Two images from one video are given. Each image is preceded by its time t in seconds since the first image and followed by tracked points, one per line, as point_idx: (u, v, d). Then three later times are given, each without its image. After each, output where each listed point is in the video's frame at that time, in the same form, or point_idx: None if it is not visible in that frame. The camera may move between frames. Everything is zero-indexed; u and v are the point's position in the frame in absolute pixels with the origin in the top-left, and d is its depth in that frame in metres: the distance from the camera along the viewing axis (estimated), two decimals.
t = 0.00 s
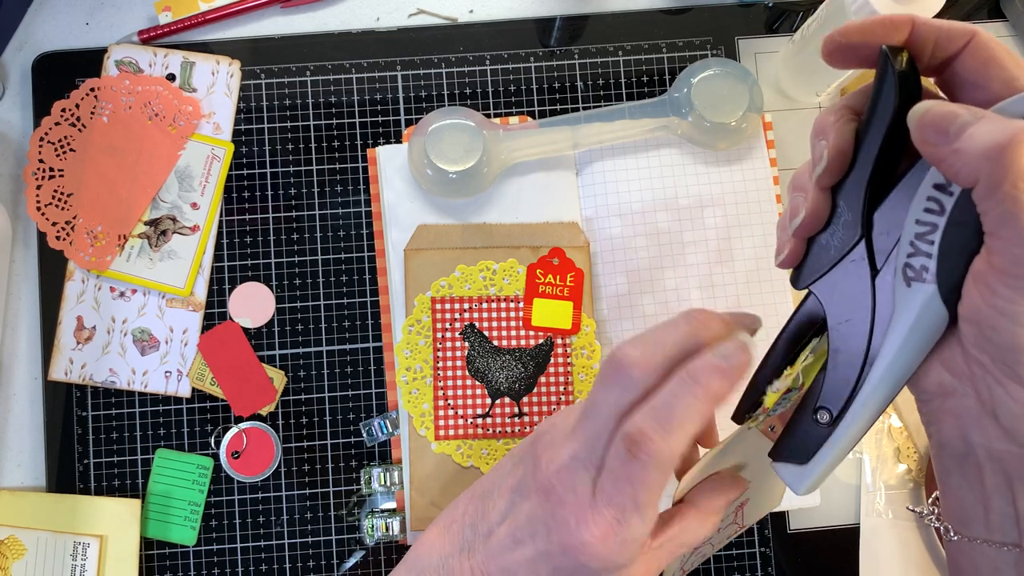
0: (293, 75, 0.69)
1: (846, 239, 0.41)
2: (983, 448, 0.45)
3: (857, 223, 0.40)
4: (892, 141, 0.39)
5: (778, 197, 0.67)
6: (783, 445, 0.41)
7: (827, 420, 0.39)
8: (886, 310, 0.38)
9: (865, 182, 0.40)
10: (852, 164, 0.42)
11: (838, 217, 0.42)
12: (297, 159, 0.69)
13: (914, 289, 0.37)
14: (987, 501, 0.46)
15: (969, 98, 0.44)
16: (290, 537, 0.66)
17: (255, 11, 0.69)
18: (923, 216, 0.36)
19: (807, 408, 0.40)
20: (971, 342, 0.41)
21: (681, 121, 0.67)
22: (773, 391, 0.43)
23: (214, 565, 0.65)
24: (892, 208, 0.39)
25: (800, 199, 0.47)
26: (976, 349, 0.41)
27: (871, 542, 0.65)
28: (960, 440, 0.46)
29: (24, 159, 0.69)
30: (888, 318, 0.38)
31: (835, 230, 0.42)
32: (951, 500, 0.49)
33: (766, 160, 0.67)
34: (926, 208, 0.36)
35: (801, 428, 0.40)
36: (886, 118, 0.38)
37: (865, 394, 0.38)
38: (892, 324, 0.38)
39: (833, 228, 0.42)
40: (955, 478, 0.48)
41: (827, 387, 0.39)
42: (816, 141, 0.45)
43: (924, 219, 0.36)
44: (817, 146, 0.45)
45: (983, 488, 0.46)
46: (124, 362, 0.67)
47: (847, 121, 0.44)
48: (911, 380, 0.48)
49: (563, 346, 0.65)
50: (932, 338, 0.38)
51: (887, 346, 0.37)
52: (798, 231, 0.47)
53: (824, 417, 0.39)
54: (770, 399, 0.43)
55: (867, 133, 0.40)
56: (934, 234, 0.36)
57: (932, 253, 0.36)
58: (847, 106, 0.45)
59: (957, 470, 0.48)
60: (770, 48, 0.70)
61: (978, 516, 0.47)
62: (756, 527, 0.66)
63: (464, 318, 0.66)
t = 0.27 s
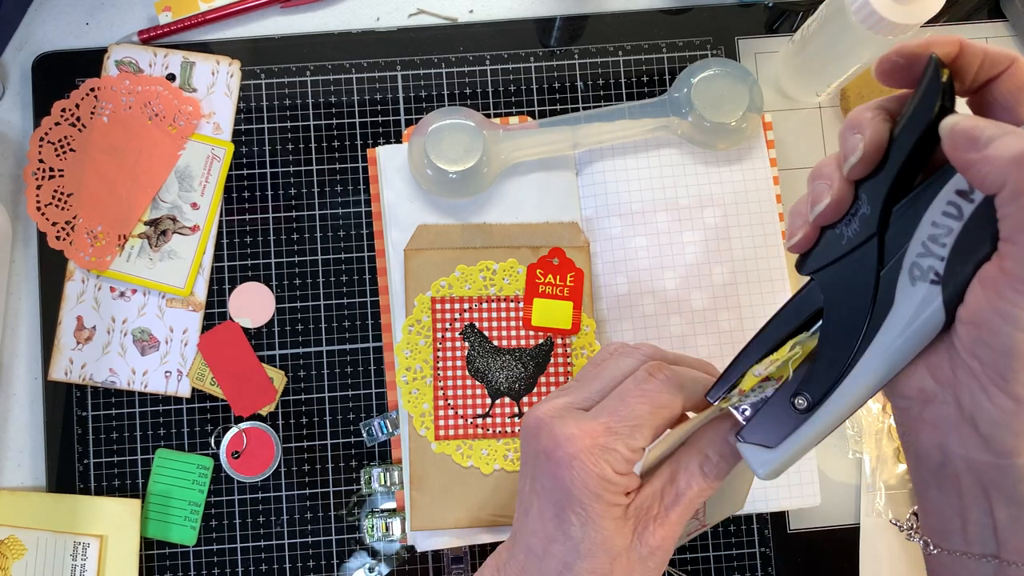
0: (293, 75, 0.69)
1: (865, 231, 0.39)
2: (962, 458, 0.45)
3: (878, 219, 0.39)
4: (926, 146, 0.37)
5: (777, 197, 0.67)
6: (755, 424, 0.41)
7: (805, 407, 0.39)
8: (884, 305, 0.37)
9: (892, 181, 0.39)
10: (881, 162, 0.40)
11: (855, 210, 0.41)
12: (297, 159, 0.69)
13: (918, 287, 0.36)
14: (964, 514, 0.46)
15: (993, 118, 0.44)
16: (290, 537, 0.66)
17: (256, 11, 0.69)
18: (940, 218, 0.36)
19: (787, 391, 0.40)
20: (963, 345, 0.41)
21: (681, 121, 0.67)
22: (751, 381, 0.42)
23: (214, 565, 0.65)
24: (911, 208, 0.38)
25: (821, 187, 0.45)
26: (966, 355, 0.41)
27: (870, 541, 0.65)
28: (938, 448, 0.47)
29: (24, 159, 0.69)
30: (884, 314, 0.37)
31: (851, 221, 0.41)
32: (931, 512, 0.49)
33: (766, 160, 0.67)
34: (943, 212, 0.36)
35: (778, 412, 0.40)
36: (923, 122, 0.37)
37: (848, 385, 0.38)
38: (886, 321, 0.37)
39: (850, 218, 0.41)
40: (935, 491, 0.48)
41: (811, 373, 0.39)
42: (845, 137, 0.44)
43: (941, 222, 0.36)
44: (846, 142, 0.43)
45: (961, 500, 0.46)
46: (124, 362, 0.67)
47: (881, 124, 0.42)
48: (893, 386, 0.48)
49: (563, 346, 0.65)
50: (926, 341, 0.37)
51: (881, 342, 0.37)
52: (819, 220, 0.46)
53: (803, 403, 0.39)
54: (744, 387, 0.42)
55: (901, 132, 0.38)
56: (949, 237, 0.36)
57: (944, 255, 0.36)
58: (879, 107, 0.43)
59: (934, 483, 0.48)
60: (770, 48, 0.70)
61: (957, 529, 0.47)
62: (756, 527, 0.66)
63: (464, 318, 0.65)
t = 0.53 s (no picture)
0: (293, 75, 0.69)
1: (892, 246, 0.41)
2: (949, 486, 0.45)
3: (908, 234, 0.41)
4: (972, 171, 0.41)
5: (777, 197, 0.67)
6: (745, 420, 0.41)
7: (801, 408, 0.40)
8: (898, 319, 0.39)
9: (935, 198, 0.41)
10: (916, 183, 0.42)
11: (885, 225, 0.42)
12: (297, 159, 0.69)
13: (936, 308, 0.38)
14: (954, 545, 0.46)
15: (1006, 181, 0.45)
16: (290, 537, 0.66)
17: (256, 11, 0.69)
18: (967, 248, 0.38)
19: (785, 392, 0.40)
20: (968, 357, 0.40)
21: (681, 121, 0.67)
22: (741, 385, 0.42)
23: (214, 565, 0.65)
24: (943, 229, 0.39)
25: (859, 199, 0.44)
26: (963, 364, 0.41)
27: (869, 541, 0.65)
28: (922, 477, 0.46)
29: (24, 159, 0.69)
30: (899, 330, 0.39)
31: (880, 236, 0.42)
32: (912, 547, 0.49)
33: (766, 160, 0.67)
34: (971, 243, 0.38)
35: (771, 411, 0.40)
36: (976, 145, 0.40)
37: (850, 394, 0.39)
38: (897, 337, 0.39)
39: (879, 233, 0.42)
40: (915, 525, 0.48)
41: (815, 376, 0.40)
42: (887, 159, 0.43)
43: (968, 252, 0.38)
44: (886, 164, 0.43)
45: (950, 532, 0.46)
46: (124, 362, 0.67)
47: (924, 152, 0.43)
48: (881, 415, 0.48)
49: (563, 346, 0.65)
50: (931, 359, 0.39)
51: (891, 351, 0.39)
52: (854, 230, 0.44)
53: (800, 406, 0.40)
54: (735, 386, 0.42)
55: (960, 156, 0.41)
56: (972, 267, 0.38)
57: (966, 281, 0.38)
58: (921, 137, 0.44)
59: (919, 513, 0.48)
60: (770, 49, 0.70)
61: (942, 559, 0.47)
62: (756, 527, 0.66)
63: (464, 319, 0.65)
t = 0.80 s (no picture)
0: (293, 75, 0.69)
1: (870, 257, 0.42)
2: (948, 486, 0.45)
3: (885, 246, 0.41)
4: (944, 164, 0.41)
5: (777, 197, 0.67)
6: (737, 436, 0.42)
7: (794, 424, 0.40)
8: (884, 332, 0.39)
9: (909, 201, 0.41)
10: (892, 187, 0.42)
11: (863, 236, 0.43)
12: (297, 159, 0.69)
13: (920, 320, 0.39)
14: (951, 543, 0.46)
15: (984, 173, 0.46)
16: (290, 537, 0.66)
17: (256, 11, 0.69)
18: (950, 258, 0.39)
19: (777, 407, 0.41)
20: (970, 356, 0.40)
21: (681, 121, 0.67)
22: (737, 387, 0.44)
23: (214, 565, 0.66)
24: (925, 236, 0.40)
25: (834, 210, 0.44)
26: (964, 365, 0.41)
27: (869, 541, 0.65)
28: (923, 480, 0.47)
29: (24, 159, 0.69)
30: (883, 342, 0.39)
31: (858, 247, 0.43)
32: (912, 547, 0.49)
33: (766, 160, 0.67)
34: (954, 252, 0.38)
35: (765, 427, 0.41)
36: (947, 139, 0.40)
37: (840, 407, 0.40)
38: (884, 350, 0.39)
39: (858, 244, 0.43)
40: (916, 525, 0.48)
41: (805, 392, 0.40)
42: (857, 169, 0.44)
43: (950, 262, 0.39)
44: (857, 173, 0.44)
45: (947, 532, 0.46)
46: (125, 362, 0.67)
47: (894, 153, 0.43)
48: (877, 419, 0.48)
49: (564, 356, 0.65)
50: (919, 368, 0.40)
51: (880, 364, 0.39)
52: (831, 242, 0.45)
53: (793, 419, 0.40)
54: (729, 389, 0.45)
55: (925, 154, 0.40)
56: (956, 277, 0.38)
57: (950, 293, 0.38)
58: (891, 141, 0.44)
59: (920, 518, 0.48)
60: (770, 49, 0.70)
61: (942, 558, 0.47)
62: (756, 527, 0.67)
63: (480, 299, 0.65)
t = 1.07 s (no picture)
0: (293, 75, 0.69)
1: (867, 261, 0.41)
2: (953, 481, 0.45)
3: (881, 250, 0.41)
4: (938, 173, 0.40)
5: (777, 197, 0.67)
6: (747, 440, 0.44)
7: (796, 429, 0.41)
8: (882, 335, 0.39)
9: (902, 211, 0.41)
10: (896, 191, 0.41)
11: (860, 242, 0.43)
12: (297, 159, 0.69)
13: (918, 325, 0.38)
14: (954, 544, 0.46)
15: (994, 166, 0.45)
16: (290, 537, 0.66)
17: (256, 11, 0.69)
18: (948, 262, 0.38)
19: (782, 413, 0.42)
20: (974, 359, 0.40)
21: (681, 120, 0.67)
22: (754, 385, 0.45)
23: (214, 565, 0.66)
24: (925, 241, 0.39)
25: (828, 219, 0.45)
26: (963, 365, 0.41)
27: (870, 541, 0.65)
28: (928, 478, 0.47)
29: (24, 159, 0.69)
30: (883, 347, 0.39)
31: (855, 253, 0.43)
32: (920, 536, 0.49)
33: (766, 160, 0.67)
34: (953, 255, 0.38)
35: (770, 433, 0.43)
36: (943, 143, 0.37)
37: (842, 412, 0.40)
38: (883, 354, 0.39)
39: (854, 250, 0.43)
40: (922, 521, 0.49)
41: (806, 398, 0.41)
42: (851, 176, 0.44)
43: (949, 265, 0.38)
44: (853, 180, 0.44)
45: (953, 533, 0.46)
46: (124, 362, 0.67)
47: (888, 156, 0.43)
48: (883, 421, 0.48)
49: (554, 359, 0.65)
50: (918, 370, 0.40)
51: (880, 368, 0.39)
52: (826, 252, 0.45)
53: (797, 425, 0.41)
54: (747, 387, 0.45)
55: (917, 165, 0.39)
56: (956, 281, 0.38)
57: (949, 297, 0.38)
58: (885, 141, 0.44)
59: (927, 506, 0.48)
60: (770, 49, 0.70)
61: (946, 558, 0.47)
62: (756, 527, 0.67)
63: (478, 290, 0.65)
